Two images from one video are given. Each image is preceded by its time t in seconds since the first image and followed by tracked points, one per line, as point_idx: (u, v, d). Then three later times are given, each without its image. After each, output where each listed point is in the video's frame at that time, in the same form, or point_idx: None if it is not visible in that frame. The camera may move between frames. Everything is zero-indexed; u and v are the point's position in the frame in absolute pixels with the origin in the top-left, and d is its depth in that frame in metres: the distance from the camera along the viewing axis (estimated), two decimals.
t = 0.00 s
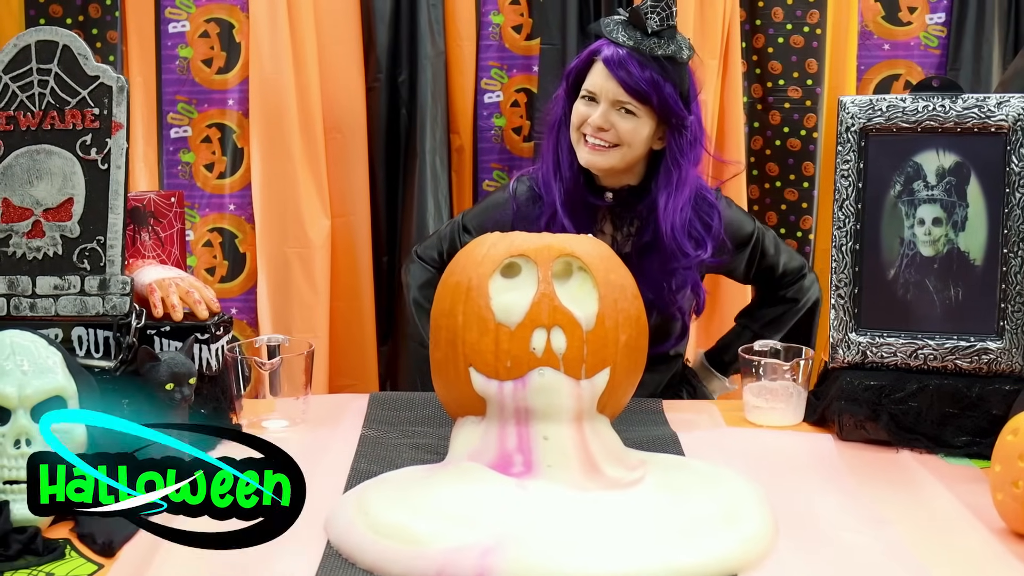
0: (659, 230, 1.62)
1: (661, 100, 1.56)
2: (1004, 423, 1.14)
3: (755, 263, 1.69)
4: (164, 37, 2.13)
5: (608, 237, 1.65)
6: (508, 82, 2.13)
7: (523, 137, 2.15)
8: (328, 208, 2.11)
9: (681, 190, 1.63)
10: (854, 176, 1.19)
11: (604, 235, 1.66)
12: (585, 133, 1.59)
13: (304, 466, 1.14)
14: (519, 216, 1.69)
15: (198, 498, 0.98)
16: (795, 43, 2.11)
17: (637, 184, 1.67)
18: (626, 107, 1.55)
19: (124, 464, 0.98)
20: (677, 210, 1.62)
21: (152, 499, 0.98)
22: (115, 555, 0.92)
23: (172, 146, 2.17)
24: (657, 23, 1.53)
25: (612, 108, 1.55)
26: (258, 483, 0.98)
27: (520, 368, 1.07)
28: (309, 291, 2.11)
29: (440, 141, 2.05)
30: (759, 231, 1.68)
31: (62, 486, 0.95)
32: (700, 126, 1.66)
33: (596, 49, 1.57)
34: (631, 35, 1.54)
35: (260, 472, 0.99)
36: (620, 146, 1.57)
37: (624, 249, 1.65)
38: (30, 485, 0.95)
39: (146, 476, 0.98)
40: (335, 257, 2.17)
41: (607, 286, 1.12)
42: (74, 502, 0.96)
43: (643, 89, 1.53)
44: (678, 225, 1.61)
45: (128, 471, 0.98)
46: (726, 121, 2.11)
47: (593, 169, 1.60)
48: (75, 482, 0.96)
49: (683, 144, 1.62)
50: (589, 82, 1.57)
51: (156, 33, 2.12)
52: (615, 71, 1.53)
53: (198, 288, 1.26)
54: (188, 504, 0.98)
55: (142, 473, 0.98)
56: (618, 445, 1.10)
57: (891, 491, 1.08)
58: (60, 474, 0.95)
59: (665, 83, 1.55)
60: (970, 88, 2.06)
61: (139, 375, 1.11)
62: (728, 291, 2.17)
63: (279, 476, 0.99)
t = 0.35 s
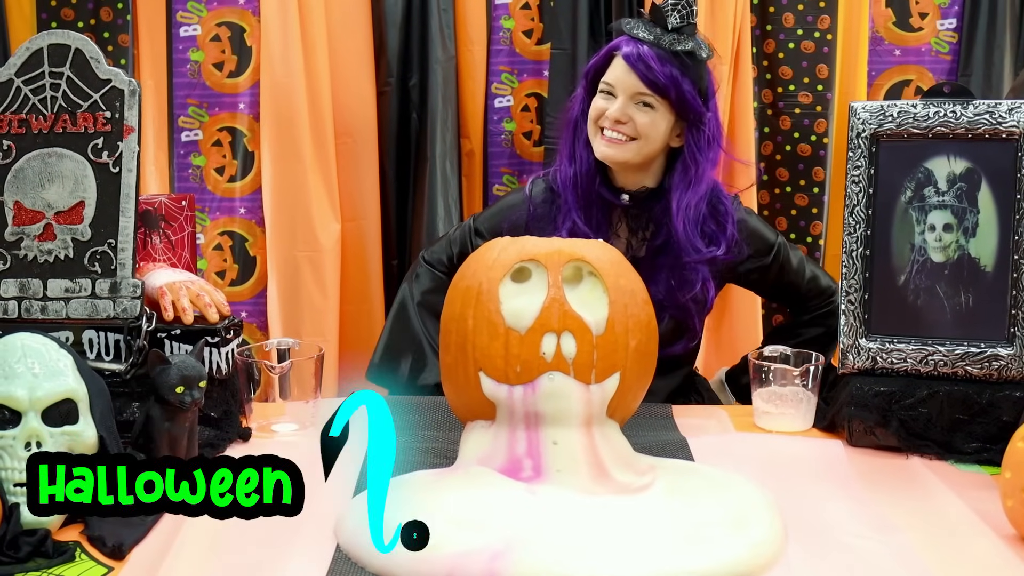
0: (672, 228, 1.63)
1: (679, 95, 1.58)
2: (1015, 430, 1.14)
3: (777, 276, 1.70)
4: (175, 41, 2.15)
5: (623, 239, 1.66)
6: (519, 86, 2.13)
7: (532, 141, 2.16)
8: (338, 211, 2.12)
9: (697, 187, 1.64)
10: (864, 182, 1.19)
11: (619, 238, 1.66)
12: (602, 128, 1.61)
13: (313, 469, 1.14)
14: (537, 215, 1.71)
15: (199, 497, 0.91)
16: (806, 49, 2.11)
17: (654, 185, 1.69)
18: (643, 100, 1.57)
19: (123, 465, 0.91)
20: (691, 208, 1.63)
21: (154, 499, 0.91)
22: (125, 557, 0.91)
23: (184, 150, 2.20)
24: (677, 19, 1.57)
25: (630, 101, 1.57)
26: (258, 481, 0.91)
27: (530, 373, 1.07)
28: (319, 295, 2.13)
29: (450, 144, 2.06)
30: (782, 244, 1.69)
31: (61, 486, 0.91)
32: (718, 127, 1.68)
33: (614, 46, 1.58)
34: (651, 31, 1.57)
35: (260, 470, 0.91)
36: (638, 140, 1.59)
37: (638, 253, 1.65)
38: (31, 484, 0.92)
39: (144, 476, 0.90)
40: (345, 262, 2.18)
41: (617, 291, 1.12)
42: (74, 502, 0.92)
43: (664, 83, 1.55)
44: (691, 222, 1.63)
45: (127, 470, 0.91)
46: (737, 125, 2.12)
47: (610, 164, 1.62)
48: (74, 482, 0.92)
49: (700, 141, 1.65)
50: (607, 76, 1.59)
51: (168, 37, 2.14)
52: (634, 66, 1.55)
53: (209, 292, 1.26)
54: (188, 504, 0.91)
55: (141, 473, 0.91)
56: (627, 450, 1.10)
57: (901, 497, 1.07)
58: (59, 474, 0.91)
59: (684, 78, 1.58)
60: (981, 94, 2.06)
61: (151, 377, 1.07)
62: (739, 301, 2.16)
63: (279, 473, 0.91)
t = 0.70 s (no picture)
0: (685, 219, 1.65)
1: (688, 91, 1.60)
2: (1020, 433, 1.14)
3: (783, 286, 1.68)
4: (180, 44, 2.15)
5: (632, 242, 1.68)
6: (523, 89, 2.14)
7: (537, 144, 2.16)
8: (343, 215, 2.12)
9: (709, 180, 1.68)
10: (869, 184, 1.18)
11: (627, 240, 1.70)
12: (616, 130, 1.62)
13: (317, 472, 1.13)
14: (545, 221, 1.74)
15: (198, 496, 0.89)
16: (811, 52, 2.11)
17: (664, 187, 1.71)
18: (656, 99, 1.58)
19: (122, 465, 0.88)
20: (703, 200, 1.66)
21: (154, 499, 0.88)
22: (128, 560, 0.91)
23: (189, 153, 2.20)
24: (673, 18, 1.60)
25: (643, 102, 1.58)
26: (258, 482, 0.88)
27: (533, 376, 1.07)
28: (324, 298, 2.13)
29: (455, 147, 2.06)
30: (790, 255, 1.68)
31: (60, 487, 0.89)
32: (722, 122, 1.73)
33: (618, 49, 1.60)
34: (652, 31, 1.59)
35: (260, 470, 0.89)
36: (655, 138, 1.61)
37: (648, 253, 1.68)
38: (32, 483, 0.91)
39: (144, 476, 0.88)
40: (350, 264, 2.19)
41: (621, 294, 1.12)
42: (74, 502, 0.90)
43: (673, 79, 1.57)
44: (703, 213, 1.66)
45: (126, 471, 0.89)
46: (741, 127, 2.12)
47: (629, 165, 1.64)
48: (73, 482, 0.90)
49: (709, 134, 1.68)
50: (614, 80, 1.60)
51: (173, 41, 2.14)
52: (641, 67, 1.56)
53: (213, 295, 1.27)
54: (188, 505, 0.89)
55: (140, 473, 0.88)
56: (631, 452, 1.09)
57: (906, 500, 1.07)
58: (58, 474, 0.89)
59: (691, 74, 1.60)
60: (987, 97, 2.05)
61: (155, 380, 1.07)
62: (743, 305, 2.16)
63: (279, 473, 0.88)
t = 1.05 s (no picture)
0: (680, 198, 1.67)
1: (682, 88, 1.60)
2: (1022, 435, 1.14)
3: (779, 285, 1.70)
4: (183, 47, 2.15)
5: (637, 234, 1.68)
6: (526, 92, 2.14)
7: (540, 147, 2.16)
8: (346, 218, 2.13)
9: (702, 163, 1.69)
10: (871, 187, 1.19)
11: (633, 231, 1.69)
12: (621, 138, 1.63)
13: (318, 474, 1.14)
14: (550, 221, 1.74)
15: (198, 496, 0.89)
16: (813, 54, 2.12)
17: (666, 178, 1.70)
18: (655, 104, 1.59)
19: (122, 465, 0.88)
20: (697, 181, 1.68)
21: (154, 499, 0.89)
22: (130, 562, 0.91)
23: (192, 156, 2.21)
24: (653, 19, 1.59)
25: (643, 109, 1.59)
26: (258, 482, 0.89)
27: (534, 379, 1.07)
28: (326, 301, 2.13)
29: (458, 150, 2.06)
30: (786, 254, 1.70)
31: (60, 487, 0.89)
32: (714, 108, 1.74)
33: (608, 57, 1.60)
34: (636, 36, 1.59)
35: (260, 470, 0.90)
36: (659, 140, 1.62)
37: (650, 244, 1.67)
38: (31, 483, 0.91)
39: (145, 476, 0.88)
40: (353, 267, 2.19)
41: (622, 296, 1.11)
42: (74, 502, 0.90)
43: (666, 80, 1.57)
44: (699, 196, 1.67)
45: (128, 470, 0.88)
46: (744, 129, 2.11)
47: (639, 169, 1.65)
48: (73, 482, 0.90)
49: (702, 121, 1.70)
50: (611, 91, 1.61)
51: (176, 43, 2.14)
52: (633, 73, 1.57)
53: (215, 297, 1.26)
54: (188, 504, 0.89)
55: (140, 473, 0.88)
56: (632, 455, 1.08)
57: (907, 502, 1.07)
58: (58, 474, 0.89)
59: (681, 70, 1.60)
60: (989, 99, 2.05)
61: (156, 383, 1.07)
62: (745, 306, 2.16)
63: (279, 473, 0.90)
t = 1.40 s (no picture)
0: (679, 197, 1.66)
1: (685, 88, 1.60)
2: None
3: (779, 278, 1.71)
4: (187, 49, 2.16)
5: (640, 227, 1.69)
6: (530, 94, 2.14)
7: (544, 149, 2.16)
8: (349, 219, 2.13)
9: (702, 164, 1.68)
10: (875, 189, 1.19)
11: (636, 225, 1.71)
12: (623, 135, 1.63)
13: (322, 475, 1.13)
14: (555, 218, 1.74)
15: (199, 496, 0.97)
16: (817, 56, 2.11)
17: (668, 174, 1.70)
18: (659, 103, 1.59)
19: (123, 465, 0.95)
20: (696, 180, 1.67)
21: (154, 498, 0.96)
22: (133, 564, 0.91)
23: (195, 158, 2.20)
24: (661, 20, 1.60)
25: (647, 107, 1.59)
26: (258, 482, 0.98)
27: (538, 380, 1.07)
28: (330, 302, 2.13)
29: (462, 151, 2.06)
30: (787, 247, 1.70)
31: (60, 486, 0.93)
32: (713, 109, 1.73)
33: (615, 56, 1.61)
34: (644, 36, 1.59)
35: (260, 470, 0.98)
36: (661, 138, 1.62)
37: (652, 236, 1.68)
38: (31, 484, 0.94)
39: (145, 476, 0.96)
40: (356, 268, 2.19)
41: (626, 297, 1.11)
42: (73, 502, 0.94)
43: (670, 80, 1.57)
44: (699, 195, 1.67)
45: (129, 471, 0.96)
46: (747, 131, 2.12)
47: (640, 166, 1.65)
48: (74, 482, 0.94)
49: (703, 123, 1.69)
50: (616, 88, 1.61)
51: (180, 45, 2.15)
52: (639, 72, 1.57)
53: (218, 299, 1.26)
54: (188, 504, 0.97)
55: (141, 473, 0.96)
56: (637, 458, 1.07)
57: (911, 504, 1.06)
58: (58, 474, 0.94)
59: (686, 71, 1.60)
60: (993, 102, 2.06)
61: (160, 383, 1.07)
62: (750, 304, 2.16)
63: (279, 473, 0.99)
